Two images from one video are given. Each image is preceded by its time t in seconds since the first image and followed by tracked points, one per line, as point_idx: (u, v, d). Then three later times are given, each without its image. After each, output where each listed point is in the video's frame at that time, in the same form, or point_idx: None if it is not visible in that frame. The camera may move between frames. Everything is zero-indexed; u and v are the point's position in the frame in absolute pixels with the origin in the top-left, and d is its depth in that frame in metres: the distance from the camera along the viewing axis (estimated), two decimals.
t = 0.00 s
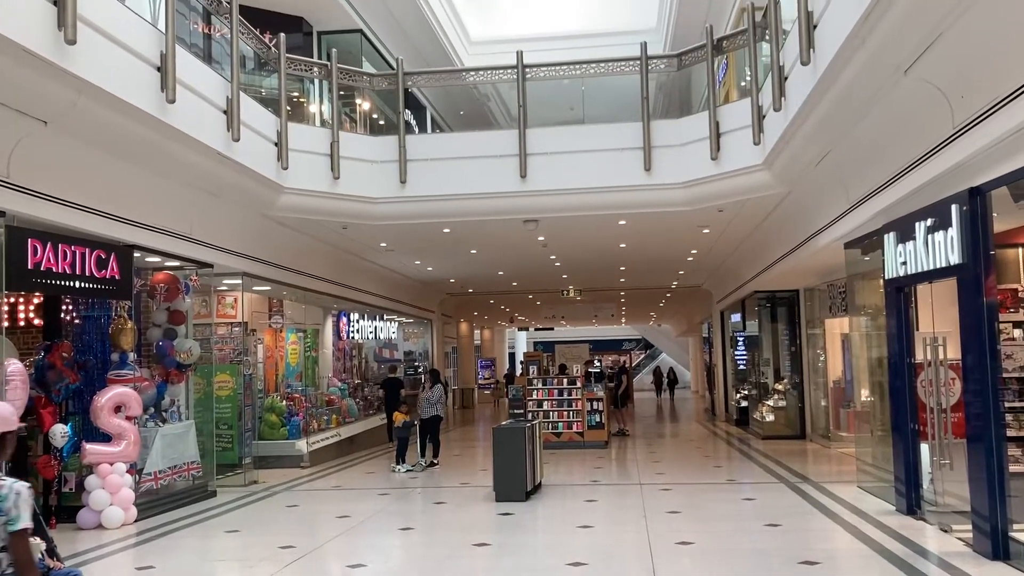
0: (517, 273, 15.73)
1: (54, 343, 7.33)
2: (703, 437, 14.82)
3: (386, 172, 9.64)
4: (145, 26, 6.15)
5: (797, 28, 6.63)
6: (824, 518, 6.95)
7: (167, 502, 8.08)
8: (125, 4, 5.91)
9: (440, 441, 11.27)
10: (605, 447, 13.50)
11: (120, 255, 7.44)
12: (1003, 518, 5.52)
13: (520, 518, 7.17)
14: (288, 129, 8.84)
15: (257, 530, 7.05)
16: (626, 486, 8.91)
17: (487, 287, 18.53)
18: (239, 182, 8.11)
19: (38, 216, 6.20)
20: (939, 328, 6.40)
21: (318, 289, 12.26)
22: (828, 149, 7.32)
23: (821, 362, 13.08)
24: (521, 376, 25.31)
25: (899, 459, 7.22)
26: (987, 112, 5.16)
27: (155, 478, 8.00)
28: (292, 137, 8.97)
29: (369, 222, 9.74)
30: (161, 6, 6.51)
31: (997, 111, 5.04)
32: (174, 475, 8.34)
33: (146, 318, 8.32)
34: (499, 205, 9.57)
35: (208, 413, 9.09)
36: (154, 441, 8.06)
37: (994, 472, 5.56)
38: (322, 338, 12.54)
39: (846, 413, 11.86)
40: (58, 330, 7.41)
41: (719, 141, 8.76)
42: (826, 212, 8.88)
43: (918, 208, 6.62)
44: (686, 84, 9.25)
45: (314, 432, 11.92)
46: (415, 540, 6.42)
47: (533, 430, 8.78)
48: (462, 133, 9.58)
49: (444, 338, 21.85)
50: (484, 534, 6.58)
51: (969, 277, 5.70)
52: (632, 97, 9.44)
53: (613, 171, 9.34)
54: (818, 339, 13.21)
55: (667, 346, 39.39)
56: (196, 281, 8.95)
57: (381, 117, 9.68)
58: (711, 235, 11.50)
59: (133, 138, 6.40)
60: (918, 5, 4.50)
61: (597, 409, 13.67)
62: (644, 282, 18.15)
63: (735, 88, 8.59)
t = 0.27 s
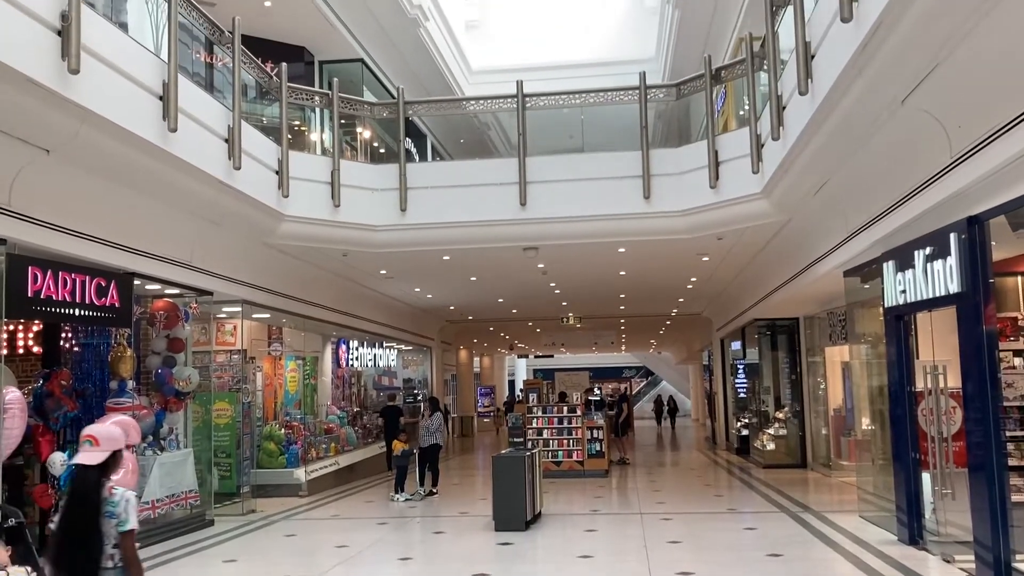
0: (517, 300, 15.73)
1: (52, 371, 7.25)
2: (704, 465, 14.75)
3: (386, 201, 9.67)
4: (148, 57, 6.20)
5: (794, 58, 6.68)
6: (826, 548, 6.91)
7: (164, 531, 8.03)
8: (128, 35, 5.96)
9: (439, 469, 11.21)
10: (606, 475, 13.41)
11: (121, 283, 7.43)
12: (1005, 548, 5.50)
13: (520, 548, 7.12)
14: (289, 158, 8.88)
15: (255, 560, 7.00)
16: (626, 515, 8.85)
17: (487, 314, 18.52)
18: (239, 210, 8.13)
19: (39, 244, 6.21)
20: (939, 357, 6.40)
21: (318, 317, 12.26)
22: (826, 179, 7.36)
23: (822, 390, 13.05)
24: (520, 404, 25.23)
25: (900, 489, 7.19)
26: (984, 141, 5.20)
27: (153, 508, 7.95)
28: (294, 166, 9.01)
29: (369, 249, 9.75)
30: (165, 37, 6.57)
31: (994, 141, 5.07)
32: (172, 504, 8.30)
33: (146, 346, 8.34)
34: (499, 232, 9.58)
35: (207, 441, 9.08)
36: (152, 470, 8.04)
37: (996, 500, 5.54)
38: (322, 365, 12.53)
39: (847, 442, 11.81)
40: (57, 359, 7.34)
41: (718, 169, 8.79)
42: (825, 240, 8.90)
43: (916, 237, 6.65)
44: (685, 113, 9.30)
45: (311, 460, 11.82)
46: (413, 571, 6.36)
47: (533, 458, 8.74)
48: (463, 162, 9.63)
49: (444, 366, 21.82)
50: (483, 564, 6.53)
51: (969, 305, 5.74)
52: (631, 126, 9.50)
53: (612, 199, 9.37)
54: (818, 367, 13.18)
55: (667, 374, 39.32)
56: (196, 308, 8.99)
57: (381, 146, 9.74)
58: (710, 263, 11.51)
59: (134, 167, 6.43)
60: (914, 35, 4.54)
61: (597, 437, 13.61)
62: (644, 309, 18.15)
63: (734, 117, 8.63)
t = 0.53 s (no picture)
0: (515, 330, 15.71)
1: (48, 402, 7.18)
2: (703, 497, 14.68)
3: (384, 231, 9.70)
4: (149, 87, 6.24)
5: (791, 91, 6.73)
6: None
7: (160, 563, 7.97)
8: (130, 66, 6.01)
9: (436, 501, 11.12)
10: (604, 507, 13.32)
11: (119, 313, 7.42)
12: None
13: None
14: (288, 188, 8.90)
15: None
16: (625, 548, 8.79)
17: (485, 344, 18.51)
18: (238, 240, 8.15)
19: (38, 274, 6.22)
20: (937, 388, 6.39)
21: (316, 347, 12.24)
22: (823, 210, 7.39)
23: (821, 421, 13.01)
24: (518, 434, 25.11)
25: (901, 520, 7.15)
26: (980, 174, 5.25)
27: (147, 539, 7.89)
28: (293, 196, 9.03)
29: (367, 279, 9.74)
30: (166, 67, 6.62)
31: (991, 173, 5.12)
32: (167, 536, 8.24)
33: (142, 375, 8.29)
34: (497, 262, 9.59)
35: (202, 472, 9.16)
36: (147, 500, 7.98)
37: (998, 531, 5.57)
38: (319, 395, 12.50)
39: (847, 473, 11.75)
40: (54, 390, 7.36)
41: (716, 201, 8.81)
42: (823, 271, 8.91)
43: (913, 269, 6.68)
44: (683, 145, 9.35)
45: (309, 491, 11.74)
46: None
47: (531, 489, 8.68)
48: (462, 192, 9.66)
49: (442, 396, 21.75)
50: None
51: (966, 336, 5.79)
52: (628, 157, 9.56)
53: (610, 230, 9.40)
54: (817, 398, 13.15)
55: (666, 404, 39.21)
56: (193, 337, 9.04)
57: (380, 176, 9.79)
58: (708, 293, 11.52)
59: (134, 197, 6.45)
60: (910, 68, 4.58)
61: (596, 468, 13.58)
62: (641, 339, 18.14)
63: (731, 148, 8.68)
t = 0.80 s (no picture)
0: (511, 359, 15.69)
1: (42, 430, 7.16)
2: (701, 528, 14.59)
3: (381, 259, 9.71)
4: (148, 116, 6.27)
5: (786, 122, 6.77)
6: None
7: None
8: (129, 95, 6.04)
9: (431, 531, 11.03)
10: (601, 538, 13.22)
11: (114, 341, 7.40)
12: None
13: None
14: (285, 216, 8.92)
15: None
16: None
17: (481, 373, 18.48)
18: (235, 268, 8.15)
19: (32, 301, 6.21)
20: (934, 418, 6.38)
21: (311, 375, 12.22)
22: (818, 241, 7.44)
23: (818, 451, 12.98)
24: (514, 464, 25.00)
25: (899, 551, 7.11)
26: (976, 204, 5.28)
27: (138, 570, 7.80)
28: (290, 224, 9.05)
29: (363, 307, 9.74)
30: (165, 96, 6.65)
31: (986, 204, 5.16)
32: (159, 566, 8.15)
33: (137, 404, 8.21)
34: (493, 291, 9.60)
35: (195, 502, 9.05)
36: (140, 530, 7.90)
37: (996, 562, 5.54)
38: (314, 424, 12.45)
39: (844, 504, 11.70)
40: (47, 418, 7.32)
41: (712, 230, 8.85)
42: (819, 301, 8.94)
43: (909, 299, 6.70)
44: (678, 175, 9.40)
45: (303, 521, 11.68)
46: None
47: (527, 520, 8.61)
48: (458, 220, 9.69)
49: (437, 425, 21.64)
50: None
51: (962, 366, 5.80)
52: (624, 187, 9.60)
53: (606, 259, 9.42)
54: (814, 428, 13.12)
55: (662, 435, 39.06)
56: (189, 366, 9.01)
57: (377, 205, 9.83)
58: (705, 323, 11.54)
59: (131, 225, 6.46)
60: (904, 99, 4.62)
61: (592, 499, 13.49)
62: (638, 369, 18.13)
63: (726, 179, 8.73)
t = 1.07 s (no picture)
0: (506, 386, 15.66)
1: (33, 456, 7.12)
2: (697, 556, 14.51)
3: (377, 285, 9.71)
4: (145, 142, 6.29)
5: (780, 150, 6.81)
6: None
7: None
8: (126, 121, 6.06)
9: (425, 559, 10.93)
10: (596, 566, 13.10)
11: (108, 366, 7.35)
12: None
13: None
14: (281, 242, 8.92)
15: None
16: None
17: (475, 400, 18.44)
18: (230, 294, 8.14)
19: (25, 326, 6.18)
20: (930, 445, 6.36)
21: (305, 402, 12.18)
22: (812, 268, 7.46)
23: (813, 479, 12.93)
24: (509, 492, 24.87)
25: None
26: (970, 232, 5.31)
27: None
28: (286, 249, 9.04)
29: (358, 334, 9.72)
30: (161, 122, 6.68)
31: (981, 231, 5.18)
32: None
33: (129, 430, 8.13)
34: (488, 318, 9.59)
35: (186, 529, 9.00)
36: (130, 558, 7.83)
37: None
38: (307, 451, 12.39)
39: (840, 532, 11.64)
40: (39, 444, 7.32)
41: (707, 256, 8.87)
42: (813, 328, 8.96)
43: (904, 326, 6.71)
44: (673, 202, 9.44)
45: (294, 548, 11.52)
46: None
47: (521, 548, 8.55)
48: (454, 246, 9.72)
49: (431, 452, 21.53)
50: None
51: (958, 394, 5.79)
52: (619, 214, 9.63)
53: (601, 285, 9.42)
54: (809, 456, 13.09)
55: (657, 462, 38.89)
56: (182, 392, 8.97)
57: (373, 230, 9.86)
58: (699, 350, 11.55)
59: (126, 250, 6.46)
60: (897, 127, 4.65)
61: (587, 527, 13.40)
62: (633, 396, 18.09)
63: (721, 206, 8.78)
